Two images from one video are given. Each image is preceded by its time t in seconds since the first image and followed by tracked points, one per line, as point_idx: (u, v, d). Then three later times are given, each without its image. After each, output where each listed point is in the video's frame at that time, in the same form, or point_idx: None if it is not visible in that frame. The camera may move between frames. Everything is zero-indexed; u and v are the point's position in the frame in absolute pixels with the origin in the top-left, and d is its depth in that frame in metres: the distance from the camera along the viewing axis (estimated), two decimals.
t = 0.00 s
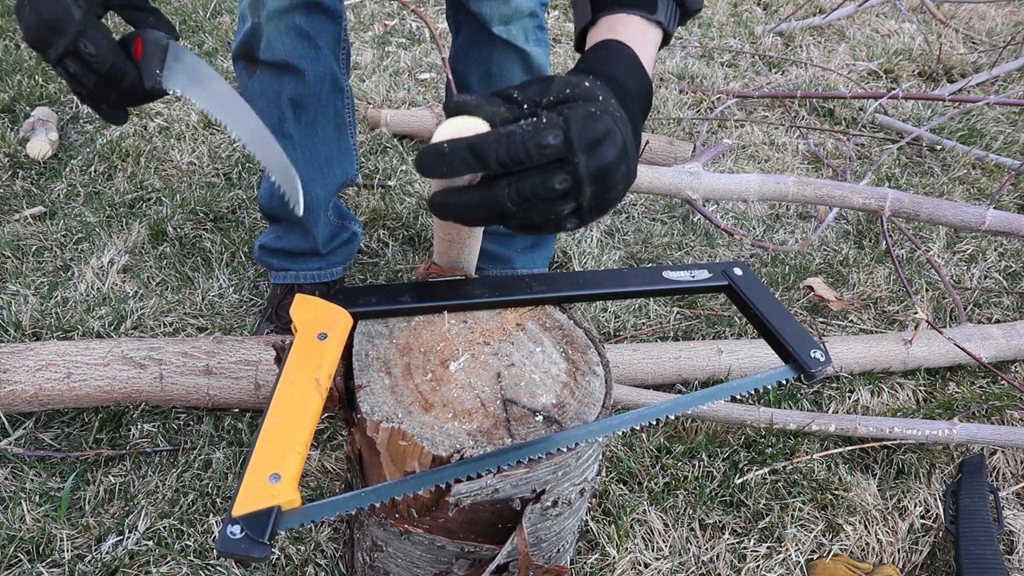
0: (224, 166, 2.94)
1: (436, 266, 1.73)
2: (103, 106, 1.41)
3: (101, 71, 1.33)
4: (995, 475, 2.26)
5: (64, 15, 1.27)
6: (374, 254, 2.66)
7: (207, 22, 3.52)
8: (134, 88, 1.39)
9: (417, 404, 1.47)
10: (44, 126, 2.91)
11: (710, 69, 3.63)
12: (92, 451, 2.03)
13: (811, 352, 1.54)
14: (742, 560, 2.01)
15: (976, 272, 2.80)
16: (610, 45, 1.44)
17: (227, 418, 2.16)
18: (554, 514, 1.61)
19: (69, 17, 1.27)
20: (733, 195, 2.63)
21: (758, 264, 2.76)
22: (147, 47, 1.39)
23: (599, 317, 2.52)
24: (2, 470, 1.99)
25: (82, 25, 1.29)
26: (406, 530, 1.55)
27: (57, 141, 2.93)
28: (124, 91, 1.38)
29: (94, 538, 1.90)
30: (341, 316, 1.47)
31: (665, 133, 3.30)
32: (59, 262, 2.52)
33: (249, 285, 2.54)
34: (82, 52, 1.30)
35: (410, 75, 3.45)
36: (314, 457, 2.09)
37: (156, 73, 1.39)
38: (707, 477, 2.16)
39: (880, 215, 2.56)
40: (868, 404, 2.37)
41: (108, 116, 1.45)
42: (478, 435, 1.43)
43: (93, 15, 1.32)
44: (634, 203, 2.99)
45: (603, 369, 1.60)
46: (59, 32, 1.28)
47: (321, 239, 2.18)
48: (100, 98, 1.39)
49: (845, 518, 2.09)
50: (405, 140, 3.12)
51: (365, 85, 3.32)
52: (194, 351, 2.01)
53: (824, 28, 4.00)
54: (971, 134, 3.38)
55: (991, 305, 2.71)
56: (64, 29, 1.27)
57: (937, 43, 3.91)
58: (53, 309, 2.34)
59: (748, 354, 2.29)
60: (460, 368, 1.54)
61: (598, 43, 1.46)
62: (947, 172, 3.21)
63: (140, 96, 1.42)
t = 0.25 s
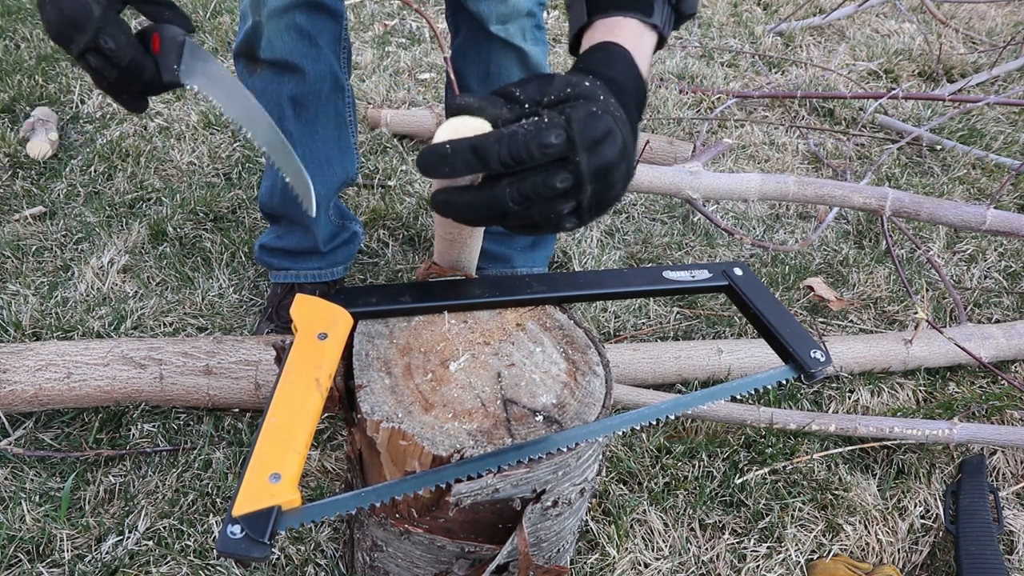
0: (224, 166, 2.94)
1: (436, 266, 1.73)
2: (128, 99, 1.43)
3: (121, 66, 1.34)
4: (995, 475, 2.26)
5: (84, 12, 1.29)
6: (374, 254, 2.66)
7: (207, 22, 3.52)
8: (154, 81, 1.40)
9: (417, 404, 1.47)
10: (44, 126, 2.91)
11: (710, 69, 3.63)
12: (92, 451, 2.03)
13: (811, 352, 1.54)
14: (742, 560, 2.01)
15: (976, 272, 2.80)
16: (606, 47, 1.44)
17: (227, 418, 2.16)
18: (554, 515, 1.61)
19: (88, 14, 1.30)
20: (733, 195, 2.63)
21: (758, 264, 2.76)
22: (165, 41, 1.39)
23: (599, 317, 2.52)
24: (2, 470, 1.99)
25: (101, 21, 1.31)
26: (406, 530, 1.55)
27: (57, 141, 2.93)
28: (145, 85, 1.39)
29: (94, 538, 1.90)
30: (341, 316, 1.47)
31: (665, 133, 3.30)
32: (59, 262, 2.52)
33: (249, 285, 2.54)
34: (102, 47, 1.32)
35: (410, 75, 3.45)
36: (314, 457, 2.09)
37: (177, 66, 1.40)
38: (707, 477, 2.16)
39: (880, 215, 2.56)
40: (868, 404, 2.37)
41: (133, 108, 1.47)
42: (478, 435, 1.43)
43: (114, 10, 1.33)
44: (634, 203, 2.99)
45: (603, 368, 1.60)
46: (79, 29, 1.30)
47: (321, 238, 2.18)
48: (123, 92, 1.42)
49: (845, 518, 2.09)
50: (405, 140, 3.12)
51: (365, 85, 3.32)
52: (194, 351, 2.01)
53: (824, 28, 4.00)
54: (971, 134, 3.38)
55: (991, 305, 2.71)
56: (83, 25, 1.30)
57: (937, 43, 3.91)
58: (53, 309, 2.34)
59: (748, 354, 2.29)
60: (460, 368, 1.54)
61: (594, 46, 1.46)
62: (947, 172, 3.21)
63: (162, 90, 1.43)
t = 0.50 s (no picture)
0: (224, 165, 2.94)
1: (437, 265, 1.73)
2: (131, 88, 1.46)
3: (124, 57, 1.39)
4: (995, 475, 2.26)
5: (88, 6, 1.34)
6: (374, 254, 2.66)
7: (207, 22, 3.52)
8: (156, 74, 1.44)
9: (417, 404, 1.47)
10: (44, 126, 2.91)
11: (710, 69, 3.63)
12: (92, 451, 2.03)
13: (811, 352, 1.54)
14: (742, 560, 2.02)
15: (976, 272, 2.80)
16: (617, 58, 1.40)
17: (227, 418, 2.16)
18: (554, 514, 1.61)
19: (93, 8, 1.34)
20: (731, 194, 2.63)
21: (758, 264, 2.76)
22: (166, 35, 1.44)
23: (599, 317, 2.52)
24: (2, 470, 1.99)
25: (106, 15, 1.35)
26: (406, 530, 1.55)
27: (57, 141, 2.93)
28: (147, 76, 1.44)
29: (94, 538, 1.90)
30: (341, 316, 1.47)
31: (665, 133, 3.30)
32: (59, 262, 2.52)
33: (249, 285, 2.54)
34: (105, 40, 1.37)
35: (410, 75, 3.45)
36: (314, 457, 2.09)
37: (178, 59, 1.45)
38: (707, 477, 2.16)
39: (880, 214, 2.56)
40: (868, 404, 2.37)
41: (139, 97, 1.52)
42: (478, 435, 1.43)
43: (118, 3, 1.37)
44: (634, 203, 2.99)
45: (603, 368, 1.60)
46: (84, 21, 1.34)
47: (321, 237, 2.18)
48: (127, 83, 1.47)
49: (845, 518, 2.09)
50: (405, 140, 3.12)
51: (365, 85, 3.32)
52: (194, 351, 2.01)
53: (824, 28, 4.00)
54: (971, 134, 3.38)
55: (991, 305, 2.71)
56: (88, 19, 1.34)
57: (937, 43, 3.91)
58: (53, 309, 2.34)
59: (748, 354, 2.29)
60: (460, 368, 1.54)
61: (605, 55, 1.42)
62: (947, 172, 3.21)
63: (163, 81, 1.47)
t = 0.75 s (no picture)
0: (224, 165, 2.94)
1: (438, 266, 1.74)
2: (137, 86, 1.47)
3: (130, 57, 1.40)
4: (995, 475, 2.26)
5: (95, 6, 1.34)
6: (374, 254, 2.66)
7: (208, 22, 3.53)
8: (161, 72, 1.46)
9: (417, 404, 1.47)
10: (44, 126, 2.91)
11: (710, 69, 3.63)
12: (92, 451, 2.03)
13: (811, 352, 1.54)
14: (742, 560, 2.02)
15: (976, 272, 2.80)
16: (599, 95, 1.48)
17: (227, 418, 2.16)
18: (554, 514, 1.61)
19: (99, 8, 1.34)
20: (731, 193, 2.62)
21: (758, 264, 2.76)
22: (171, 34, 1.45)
23: (599, 317, 2.52)
24: (2, 470, 1.99)
25: (112, 14, 1.36)
26: (406, 530, 1.55)
27: (57, 141, 2.93)
28: (151, 75, 1.46)
29: (94, 538, 1.90)
30: (341, 316, 1.47)
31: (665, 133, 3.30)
32: (59, 262, 2.52)
33: (249, 285, 2.54)
34: (111, 40, 1.37)
35: (410, 75, 3.44)
36: (314, 457, 2.09)
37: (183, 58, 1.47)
38: (707, 477, 2.16)
39: (880, 214, 2.56)
40: (868, 404, 2.37)
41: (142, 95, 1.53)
42: (478, 435, 1.43)
43: (122, 2, 1.38)
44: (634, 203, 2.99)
45: (603, 368, 1.60)
46: (90, 21, 1.35)
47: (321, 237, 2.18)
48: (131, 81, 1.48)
49: (845, 518, 2.09)
50: (405, 140, 3.12)
51: (365, 85, 3.32)
52: (194, 351, 2.01)
53: (824, 28, 4.00)
54: (971, 134, 3.38)
55: (991, 305, 2.71)
56: (94, 18, 1.35)
57: (937, 43, 3.91)
58: (53, 309, 2.34)
59: (748, 354, 2.29)
60: (460, 368, 1.54)
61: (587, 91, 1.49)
62: (947, 172, 3.21)
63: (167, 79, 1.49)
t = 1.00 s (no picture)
0: (224, 166, 2.94)
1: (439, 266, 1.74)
2: (136, 83, 1.48)
3: (128, 54, 1.41)
4: (995, 475, 2.26)
5: (94, 3, 1.35)
6: (373, 254, 2.66)
7: (208, 22, 3.53)
8: (160, 70, 1.47)
9: (417, 404, 1.47)
10: (44, 126, 2.91)
11: (710, 69, 3.63)
12: (92, 451, 2.03)
13: (811, 352, 1.54)
14: (742, 560, 2.02)
15: (976, 272, 2.80)
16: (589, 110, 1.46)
17: (227, 418, 2.16)
18: (554, 514, 1.61)
19: (98, 6, 1.35)
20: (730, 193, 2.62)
21: (758, 264, 2.76)
22: (169, 32, 1.44)
23: (599, 317, 2.52)
24: (2, 470, 1.99)
25: (110, 12, 1.37)
26: (406, 530, 1.55)
27: (57, 140, 2.93)
28: (150, 73, 1.46)
29: (94, 538, 1.90)
30: (341, 316, 1.47)
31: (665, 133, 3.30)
32: (59, 262, 2.52)
33: (249, 285, 2.54)
34: (110, 38, 1.38)
35: (410, 75, 3.44)
36: (314, 457, 2.09)
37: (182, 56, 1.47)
38: (707, 477, 2.16)
39: (880, 214, 2.56)
40: (868, 404, 2.37)
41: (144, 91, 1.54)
42: (478, 435, 1.43)
43: (121, 1, 1.39)
44: (634, 203, 2.99)
45: (603, 368, 1.60)
46: (89, 18, 1.35)
47: (321, 237, 2.18)
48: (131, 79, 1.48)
49: (845, 518, 2.09)
50: (405, 140, 3.12)
51: (365, 85, 3.32)
52: (194, 351, 2.01)
53: (824, 28, 4.00)
54: (971, 134, 3.38)
55: (991, 305, 2.71)
56: (93, 16, 1.35)
57: (937, 43, 3.91)
58: (53, 309, 2.34)
59: (748, 354, 2.29)
60: (460, 368, 1.54)
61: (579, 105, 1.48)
62: (947, 172, 3.21)
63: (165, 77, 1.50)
